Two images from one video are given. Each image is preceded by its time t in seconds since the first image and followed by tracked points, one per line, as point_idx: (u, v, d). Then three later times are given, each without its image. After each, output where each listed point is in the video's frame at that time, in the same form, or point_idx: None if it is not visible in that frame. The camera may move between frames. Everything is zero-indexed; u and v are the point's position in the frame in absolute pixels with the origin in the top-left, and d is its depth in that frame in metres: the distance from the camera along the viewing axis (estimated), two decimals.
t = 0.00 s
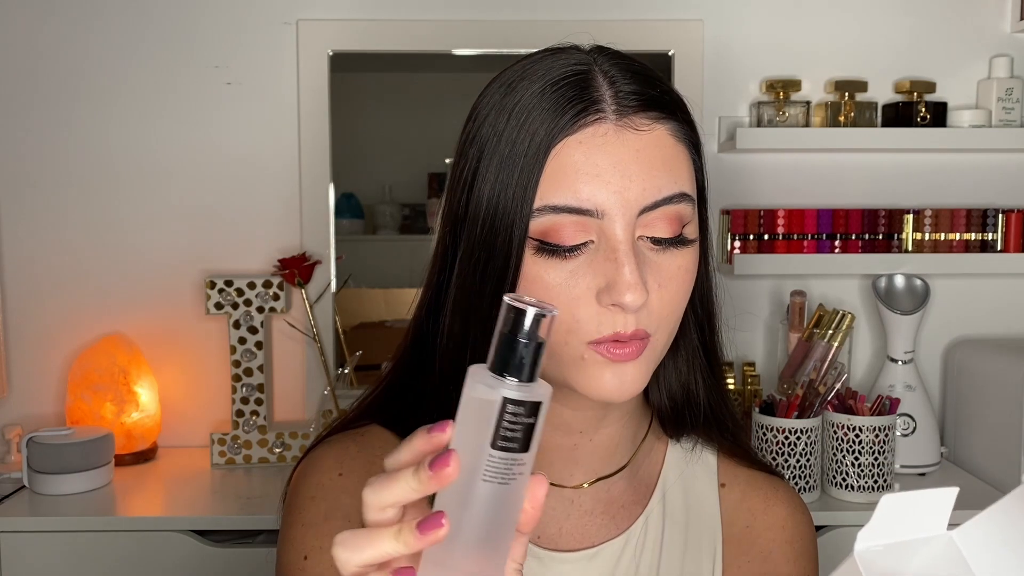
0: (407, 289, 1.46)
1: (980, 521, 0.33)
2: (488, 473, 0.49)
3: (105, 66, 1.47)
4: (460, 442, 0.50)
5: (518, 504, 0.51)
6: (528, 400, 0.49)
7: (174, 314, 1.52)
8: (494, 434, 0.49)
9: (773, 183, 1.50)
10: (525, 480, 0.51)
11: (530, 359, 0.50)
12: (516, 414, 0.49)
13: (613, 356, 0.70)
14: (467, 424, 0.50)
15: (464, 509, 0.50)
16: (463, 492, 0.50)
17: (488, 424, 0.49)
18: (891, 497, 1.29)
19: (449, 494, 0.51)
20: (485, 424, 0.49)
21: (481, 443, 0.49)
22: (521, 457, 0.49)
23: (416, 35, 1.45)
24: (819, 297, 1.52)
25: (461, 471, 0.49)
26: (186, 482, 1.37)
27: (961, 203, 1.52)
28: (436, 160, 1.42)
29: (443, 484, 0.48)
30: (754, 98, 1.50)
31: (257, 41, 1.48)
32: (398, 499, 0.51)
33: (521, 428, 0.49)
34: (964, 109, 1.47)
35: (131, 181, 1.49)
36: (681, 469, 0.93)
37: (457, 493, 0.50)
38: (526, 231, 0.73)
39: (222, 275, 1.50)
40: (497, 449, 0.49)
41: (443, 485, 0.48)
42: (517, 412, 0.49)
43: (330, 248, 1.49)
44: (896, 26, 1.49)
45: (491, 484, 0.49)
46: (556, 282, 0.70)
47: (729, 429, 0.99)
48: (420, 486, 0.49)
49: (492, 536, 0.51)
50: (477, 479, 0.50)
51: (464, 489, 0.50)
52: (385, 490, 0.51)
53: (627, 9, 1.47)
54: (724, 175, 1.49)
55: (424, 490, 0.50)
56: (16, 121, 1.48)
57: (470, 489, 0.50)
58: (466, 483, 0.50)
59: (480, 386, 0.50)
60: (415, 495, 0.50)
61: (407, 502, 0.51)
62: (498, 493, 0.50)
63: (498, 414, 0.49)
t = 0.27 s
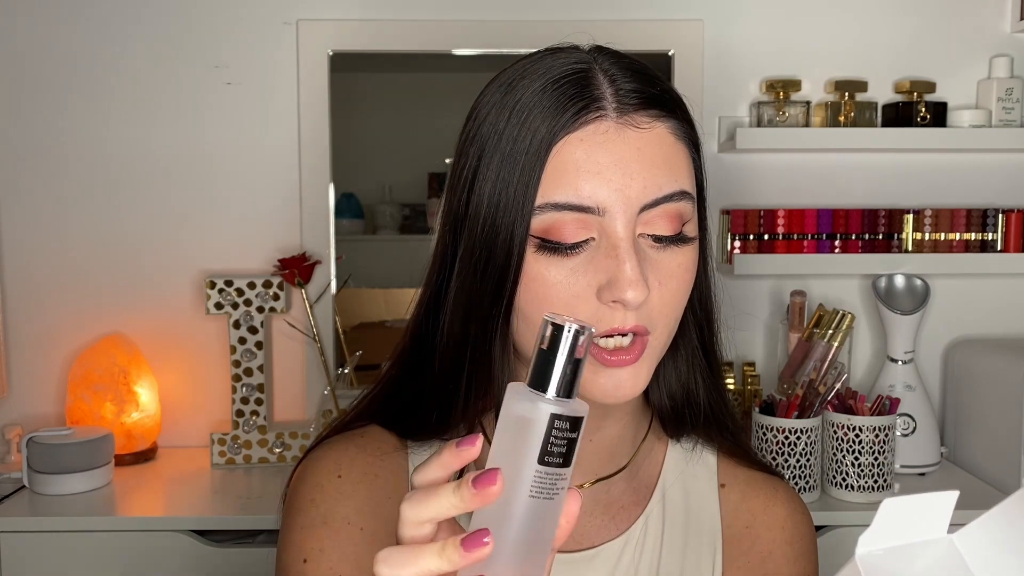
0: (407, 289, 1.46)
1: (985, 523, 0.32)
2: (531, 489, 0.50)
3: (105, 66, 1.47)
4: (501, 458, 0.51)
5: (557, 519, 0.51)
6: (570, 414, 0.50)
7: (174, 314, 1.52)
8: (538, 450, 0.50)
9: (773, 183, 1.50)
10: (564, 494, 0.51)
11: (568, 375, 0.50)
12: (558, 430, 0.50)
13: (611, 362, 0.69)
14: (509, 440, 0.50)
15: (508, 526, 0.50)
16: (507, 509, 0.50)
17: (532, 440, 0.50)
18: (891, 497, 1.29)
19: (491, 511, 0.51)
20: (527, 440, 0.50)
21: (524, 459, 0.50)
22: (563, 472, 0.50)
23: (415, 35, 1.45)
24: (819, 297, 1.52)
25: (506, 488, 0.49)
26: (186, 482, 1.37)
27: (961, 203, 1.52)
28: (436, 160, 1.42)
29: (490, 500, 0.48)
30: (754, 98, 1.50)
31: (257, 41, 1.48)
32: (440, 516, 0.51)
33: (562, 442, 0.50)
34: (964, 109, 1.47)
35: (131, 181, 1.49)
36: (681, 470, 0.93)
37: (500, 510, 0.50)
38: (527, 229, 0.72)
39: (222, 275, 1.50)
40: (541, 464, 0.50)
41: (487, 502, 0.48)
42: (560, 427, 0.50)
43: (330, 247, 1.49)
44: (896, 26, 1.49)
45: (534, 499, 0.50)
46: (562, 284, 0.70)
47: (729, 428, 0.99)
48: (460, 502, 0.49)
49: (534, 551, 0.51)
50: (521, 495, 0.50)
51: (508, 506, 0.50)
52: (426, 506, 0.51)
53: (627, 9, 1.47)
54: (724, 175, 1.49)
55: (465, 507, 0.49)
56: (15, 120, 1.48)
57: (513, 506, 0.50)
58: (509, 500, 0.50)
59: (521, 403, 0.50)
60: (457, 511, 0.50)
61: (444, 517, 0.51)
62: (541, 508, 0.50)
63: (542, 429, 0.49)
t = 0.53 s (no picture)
0: (407, 289, 1.46)
1: (980, 485, 0.32)
2: (521, 450, 0.51)
3: (105, 66, 1.47)
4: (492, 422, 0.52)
5: (547, 483, 0.52)
6: (560, 379, 0.51)
7: (174, 314, 1.51)
8: (529, 412, 0.51)
9: (773, 183, 1.50)
10: (554, 458, 0.52)
11: (556, 341, 0.52)
12: (547, 393, 0.50)
13: (617, 359, 0.70)
14: (499, 403, 0.51)
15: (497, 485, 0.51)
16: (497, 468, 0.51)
17: (521, 402, 0.51)
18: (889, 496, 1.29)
19: (481, 472, 0.52)
20: (517, 401, 0.51)
21: (514, 421, 0.51)
22: (552, 434, 0.51)
23: (416, 35, 1.45)
24: (819, 297, 1.52)
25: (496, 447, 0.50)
26: (186, 482, 1.37)
27: (961, 203, 1.52)
28: (436, 161, 1.42)
29: (480, 458, 0.49)
30: (754, 98, 1.50)
31: (257, 41, 1.47)
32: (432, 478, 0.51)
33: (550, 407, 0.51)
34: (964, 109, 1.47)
35: (130, 181, 1.49)
36: (681, 468, 0.93)
37: (490, 470, 0.51)
38: (540, 232, 0.72)
39: (222, 275, 1.50)
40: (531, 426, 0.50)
41: (478, 460, 0.49)
42: (548, 389, 0.50)
43: (330, 247, 1.49)
44: (895, 26, 1.49)
45: (524, 461, 0.51)
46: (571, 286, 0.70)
47: (732, 428, 0.99)
48: (453, 462, 0.50)
49: (524, 512, 0.51)
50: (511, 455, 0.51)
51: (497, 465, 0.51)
52: (417, 469, 0.52)
53: (627, 9, 1.47)
54: (724, 176, 1.50)
55: (458, 467, 0.50)
56: (15, 121, 1.48)
57: (503, 466, 0.51)
58: (499, 460, 0.51)
59: (511, 367, 0.52)
60: (449, 472, 0.50)
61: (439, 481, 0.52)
62: (531, 469, 0.51)
63: (531, 391, 0.50)
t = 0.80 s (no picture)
0: (407, 289, 1.46)
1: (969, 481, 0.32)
2: (511, 448, 0.51)
3: (106, 66, 1.47)
4: (483, 421, 0.52)
5: (539, 482, 0.52)
6: (551, 380, 0.51)
7: (174, 314, 1.51)
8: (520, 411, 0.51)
9: (773, 183, 1.50)
10: (545, 458, 0.52)
11: (546, 340, 0.52)
12: (538, 392, 0.51)
13: (618, 355, 0.70)
14: (489, 402, 0.52)
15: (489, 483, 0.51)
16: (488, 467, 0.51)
17: (512, 401, 0.51)
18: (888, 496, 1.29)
19: (473, 471, 0.52)
20: (508, 400, 0.51)
21: (505, 419, 0.51)
22: (543, 433, 0.51)
23: (416, 35, 1.45)
24: (819, 297, 1.52)
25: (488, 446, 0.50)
26: (186, 482, 1.37)
27: (961, 202, 1.52)
28: (436, 161, 1.42)
29: (472, 457, 0.49)
30: (754, 98, 1.50)
31: (257, 42, 1.47)
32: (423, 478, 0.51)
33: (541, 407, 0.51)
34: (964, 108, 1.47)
35: (131, 181, 1.49)
36: (679, 468, 0.93)
37: (482, 469, 0.51)
38: (537, 232, 0.72)
39: (222, 275, 1.50)
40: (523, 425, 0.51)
41: (469, 459, 0.49)
42: (539, 388, 0.51)
43: (330, 247, 1.49)
44: (895, 26, 1.49)
45: (515, 460, 0.51)
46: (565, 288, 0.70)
47: (730, 427, 1.00)
48: (444, 462, 0.50)
49: (516, 509, 0.51)
50: (502, 454, 0.51)
51: (489, 464, 0.51)
52: (408, 469, 0.51)
53: (626, 9, 1.47)
54: (724, 176, 1.49)
55: (449, 466, 0.50)
56: (15, 121, 1.48)
57: (494, 465, 0.51)
58: (490, 457, 0.51)
59: (502, 366, 0.52)
60: (440, 472, 0.51)
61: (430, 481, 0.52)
62: (522, 468, 0.51)
63: (521, 391, 0.50)
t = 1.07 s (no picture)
0: (407, 289, 1.46)
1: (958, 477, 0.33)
2: (507, 454, 0.51)
3: (105, 66, 1.47)
4: (480, 427, 0.52)
5: (535, 487, 0.52)
6: (547, 386, 0.51)
7: (174, 314, 1.52)
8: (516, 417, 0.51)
9: (773, 183, 1.50)
10: (541, 463, 0.52)
11: (543, 347, 0.52)
12: (534, 399, 0.51)
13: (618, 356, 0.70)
14: (485, 408, 0.52)
15: (487, 489, 0.51)
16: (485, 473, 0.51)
17: (508, 408, 0.51)
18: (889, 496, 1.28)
19: (470, 477, 0.52)
20: (504, 407, 0.51)
21: (500, 426, 0.51)
22: (540, 439, 0.51)
23: (416, 35, 1.45)
24: (819, 297, 1.52)
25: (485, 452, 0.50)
26: (186, 482, 1.37)
27: (961, 202, 1.52)
28: (436, 160, 1.42)
29: (468, 463, 0.49)
30: (754, 98, 1.50)
31: (257, 42, 1.48)
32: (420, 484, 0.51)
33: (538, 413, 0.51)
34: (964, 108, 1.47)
35: (130, 182, 1.49)
36: (678, 468, 0.93)
37: (478, 475, 0.51)
38: (533, 233, 0.72)
39: (222, 275, 1.50)
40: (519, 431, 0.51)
41: (466, 465, 0.49)
42: (535, 394, 0.51)
43: (330, 247, 1.49)
44: (895, 26, 1.49)
45: (511, 466, 0.51)
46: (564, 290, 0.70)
47: (728, 427, 1.00)
48: (442, 468, 0.50)
49: (514, 514, 0.51)
50: (499, 460, 0.51)
51: (486, 470, 0.51)
52: (405, 475, 0.51)
53: (626, 9, 1.47)
54: (724, 176, 1.49)
55: (445, 472, 0.50)
56: (15, 121, 1.48)
57: (490, 471, 0.51)
58: (486, 463, 0.51)
59: (498, 372, 0.52)
60: (437, 478, 0.51)
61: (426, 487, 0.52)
62: (519, 474, 0.51)
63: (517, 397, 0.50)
